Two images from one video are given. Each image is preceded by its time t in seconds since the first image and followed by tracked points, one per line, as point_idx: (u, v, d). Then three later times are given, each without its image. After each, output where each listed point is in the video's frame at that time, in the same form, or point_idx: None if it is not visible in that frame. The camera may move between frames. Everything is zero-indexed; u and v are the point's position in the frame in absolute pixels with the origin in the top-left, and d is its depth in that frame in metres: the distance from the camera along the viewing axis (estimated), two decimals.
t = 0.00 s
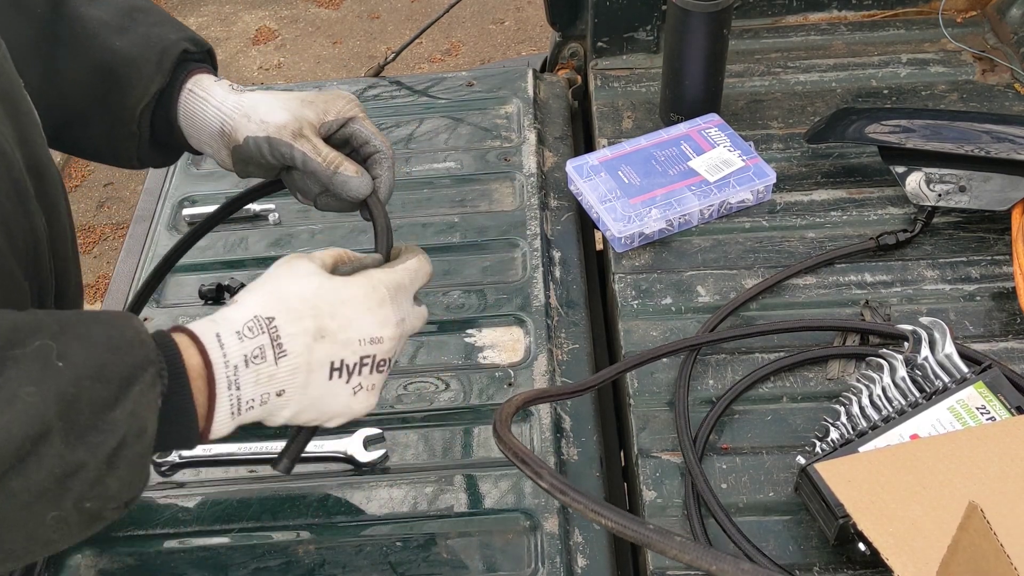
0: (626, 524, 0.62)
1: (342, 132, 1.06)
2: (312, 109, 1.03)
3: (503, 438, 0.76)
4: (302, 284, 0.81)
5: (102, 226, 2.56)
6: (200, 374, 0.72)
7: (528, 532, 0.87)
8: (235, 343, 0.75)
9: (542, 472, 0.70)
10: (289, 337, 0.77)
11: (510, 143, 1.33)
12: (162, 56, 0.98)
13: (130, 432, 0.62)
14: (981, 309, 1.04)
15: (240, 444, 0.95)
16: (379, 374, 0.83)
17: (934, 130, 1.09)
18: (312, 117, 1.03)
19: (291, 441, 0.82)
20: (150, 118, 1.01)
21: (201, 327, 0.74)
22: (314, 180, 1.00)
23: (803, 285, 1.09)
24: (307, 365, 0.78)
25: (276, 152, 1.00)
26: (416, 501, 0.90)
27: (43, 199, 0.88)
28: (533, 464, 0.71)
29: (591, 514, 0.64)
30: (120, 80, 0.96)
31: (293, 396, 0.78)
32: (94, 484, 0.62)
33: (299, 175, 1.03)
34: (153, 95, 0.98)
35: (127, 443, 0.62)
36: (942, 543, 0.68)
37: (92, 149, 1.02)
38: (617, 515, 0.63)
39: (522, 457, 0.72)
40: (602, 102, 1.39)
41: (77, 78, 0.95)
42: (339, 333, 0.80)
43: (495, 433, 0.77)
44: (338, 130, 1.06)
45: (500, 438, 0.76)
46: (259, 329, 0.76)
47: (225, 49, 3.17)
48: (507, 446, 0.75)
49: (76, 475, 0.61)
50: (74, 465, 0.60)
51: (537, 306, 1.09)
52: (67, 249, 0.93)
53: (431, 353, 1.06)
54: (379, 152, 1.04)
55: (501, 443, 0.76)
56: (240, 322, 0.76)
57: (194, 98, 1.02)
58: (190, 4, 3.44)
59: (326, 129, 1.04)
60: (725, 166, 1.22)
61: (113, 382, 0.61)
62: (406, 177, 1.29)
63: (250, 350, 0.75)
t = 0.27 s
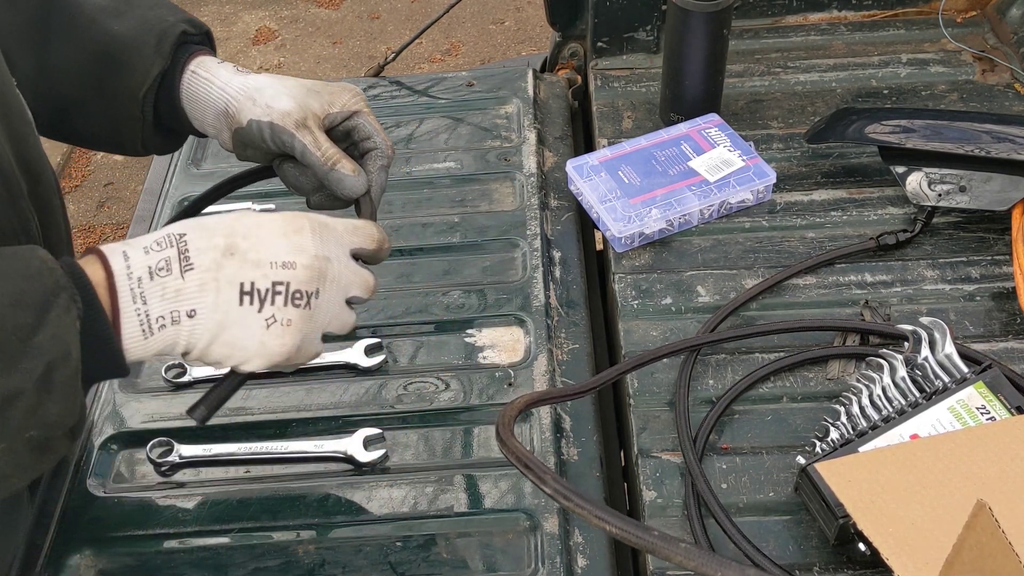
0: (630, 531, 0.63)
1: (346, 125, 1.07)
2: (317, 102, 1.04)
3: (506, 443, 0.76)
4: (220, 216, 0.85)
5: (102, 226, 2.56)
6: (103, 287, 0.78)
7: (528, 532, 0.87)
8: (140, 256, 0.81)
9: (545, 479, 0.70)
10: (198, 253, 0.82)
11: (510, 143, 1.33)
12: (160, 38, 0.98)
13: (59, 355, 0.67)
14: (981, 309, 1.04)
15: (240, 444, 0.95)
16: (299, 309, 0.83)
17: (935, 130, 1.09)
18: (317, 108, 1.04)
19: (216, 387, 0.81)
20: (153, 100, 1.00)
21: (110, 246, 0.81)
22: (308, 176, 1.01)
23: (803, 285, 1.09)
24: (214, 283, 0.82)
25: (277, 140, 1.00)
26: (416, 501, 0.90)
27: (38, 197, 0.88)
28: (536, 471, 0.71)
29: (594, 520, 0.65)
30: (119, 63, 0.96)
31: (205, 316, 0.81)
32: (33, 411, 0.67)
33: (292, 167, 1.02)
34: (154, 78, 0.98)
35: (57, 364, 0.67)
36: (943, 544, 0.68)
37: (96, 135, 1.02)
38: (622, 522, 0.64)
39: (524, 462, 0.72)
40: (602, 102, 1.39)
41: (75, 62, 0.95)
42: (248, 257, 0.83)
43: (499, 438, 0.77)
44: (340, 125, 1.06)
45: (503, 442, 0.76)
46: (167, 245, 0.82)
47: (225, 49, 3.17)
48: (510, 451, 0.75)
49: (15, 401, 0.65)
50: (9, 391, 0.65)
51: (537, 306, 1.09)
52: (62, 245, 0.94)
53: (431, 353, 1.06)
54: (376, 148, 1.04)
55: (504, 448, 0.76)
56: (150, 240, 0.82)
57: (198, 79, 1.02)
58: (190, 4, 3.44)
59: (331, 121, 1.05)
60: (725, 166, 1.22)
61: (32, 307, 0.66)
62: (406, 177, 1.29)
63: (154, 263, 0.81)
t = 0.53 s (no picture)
0: (629, 528, 0.62)
1: (321, 106, 1.04)
2: (285, 81, 1.00)
3: (505, 440, 0.76)
4: (274, 311, 0.79)
5: (102, 226, 2.56)
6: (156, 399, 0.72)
7: (528, 532, 0.87)
8: (195, 369, 0.74)
9: (545, 475, 0.69)
10: (253, 368, 0.76)
11: (510, 143, 1.33)
12: (122, 13, 0.98)
13: (87, 448, 0.63)
14: (981, 309, 1.04)
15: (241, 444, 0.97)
16: (346, 412, 0.81)
17: (934, 130, 1.09)
18: (285, 90, 1.00)
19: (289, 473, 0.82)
20: (121, 76, 1.00)
21: (161, 347, 0.74)
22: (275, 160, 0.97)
23: (803, 285, 1.09)
24: (268, 399, 0.77)
25: (243, 129, 0.97)
26: (416, 501, 0.90)
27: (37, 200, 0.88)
28: (536, 467, 0.71)
29: (594, 518, 0.64)
30: (87, 45, 0.96)
31: (253, 421, 0.78)
32: (47, 498, 0.62)
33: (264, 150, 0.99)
34: (119, 53, 0.98)
35: (82, 460, 0.63)
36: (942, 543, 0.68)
37: (79, 122, 1.03)
38: (620, 519, 0.63)
39: (525, 459, 0.72)
40: (602, 102, 1.39)
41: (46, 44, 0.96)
42: (304, 373, 0.78)
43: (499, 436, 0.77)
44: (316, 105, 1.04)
45: (503, 439, 0.76)
46: (222, 357, 0.75)
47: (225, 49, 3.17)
48: (510, 448, 0.75)
49: (30, 489, 0.60)
50: (26, 478, 0.60)
51: (537, 306, 1.09)
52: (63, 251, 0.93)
53: (431, 353, 1.06)
54: (358, 132, 1.02)
55: (503, 445, 0.76)
56: (203, 347, 0.75)
57: (163, 57, 1.01)
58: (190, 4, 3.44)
59: (302, 104, 1.02)
60: (725, 166, 1.22)
61: (72, 397, 0.62)
62: (406, 177, 1.29)
63: (209, 378, 0.74)
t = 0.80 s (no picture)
0: (628, 525, 0.62)
1: (317, 117, 1.06)
2: (288, 89, 1.03)
3: (504, 438, 0.76)
4: (253, 318, 0.79)
5: (102, 226, 2.56)
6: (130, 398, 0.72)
7: (528, 532, 0.87)
8: (174, 377, 0.74)
9: (545, 472, 0.69)
10: (235, 374, 0.76)
11: (510, 143, 1.33)
12: (139, 23, 0.98)
13: (65, 463, 0.63)
14: (981, 309, 1.04)
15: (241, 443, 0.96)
16: (332, 412, 0.81)
17: (935, 130, 1.09)
18: (288, 97, 1.03)
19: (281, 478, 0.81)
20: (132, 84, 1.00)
21: (140, 355, 0.74)
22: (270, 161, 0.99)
23: (803, 285, 1.09)
24: (251, 402, 0.77)
25: (241, 126, 0.99)
26: (416, 501, 0.90)
27: (33, 201, 0.88)
28: (535, 465, 0.70)
29: (594, 516, 0.64)
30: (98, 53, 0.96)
31: (236, 426, 0.78)
32: (26, 517, 0.62)
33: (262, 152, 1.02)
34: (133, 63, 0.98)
35: (60, 476, 0.63)
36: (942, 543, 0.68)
37: (83, 129, 1.02)
38: (618, 515, 0.63)
39: (525, 457, 0.72)
40: (602, 102, 1.39)
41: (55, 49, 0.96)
42: (286, 374, 0.78)
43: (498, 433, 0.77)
44: (313, 115, 1.05)
45: (503, 438, 0.76)
46: (203, 364, 0.75)
47: (224, 49, 3.17)
48: (509, 446, 0.74)
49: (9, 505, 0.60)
50: (4, 496, 0.60)
51: (537, 306, 1.09)
52: (60, 253, 0.93)
53: (431, 353, 1.06)
54: (347, 143, 1.02)
55: (502, 443, 0.76)
56: (183, 354, 0.75)
57: (174, 64, 1.02)
58: (191, 4, 3.44)
59: (300, 112, 1.04)
60: (725, 166, 1.22)
61: (53, 412, 0.62)
62: (406, 177, 1.29)
63: (188, 385, 0.74)
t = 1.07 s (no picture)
0: (629, 517, 0.62)
1: (317, 134, 1.04)
2: (288, 105, 1.02)
3: (504, 433, 0.76)
4: (262, 336, 0.77)
5: (102, 226, 2.56)
6: (151, 426, 0.71)
7: (527, 532, 0.87)
8: (188, 397, 0.73)
9: (546, 466, 0.69)
10: (246, 394, 0.75)
11: (510, 143, 1.33)
12: (132, 27, 0.97)
13: (84, 482, 0.62)
14: (981, 309, 1.04)
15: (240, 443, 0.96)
16: (340, 432, 0.79)
17: (935, 130, 1.09)
18: (287, 113, 1.01)
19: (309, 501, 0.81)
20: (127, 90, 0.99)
21: (155, 374, 0.73)
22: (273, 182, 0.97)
23: (803, 285, 1.09)
24: (261, 422, 0.75)
25: (243, 149, 0.97)
26: (416, 501, 0.90)
27: (32, 202, 0.88)
28: (536, 459, 0.71)
29: (594, 508, 0.64)
30: (95, 59, 0.95)
31: (247, 449, 0.75)
32: (45, 533, 0.62)
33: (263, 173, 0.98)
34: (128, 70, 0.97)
35: (79, 494, 0.62)
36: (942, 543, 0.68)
37: (78, 134, 1.02)
38: (620, 508, 0.63)
39: (525, 451, 0.72)
40: (602, 102, 1.39)
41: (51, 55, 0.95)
42: (295, 393, 0.77)
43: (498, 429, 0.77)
44: (313, 132, 1.04)
45: (503, 433, 0.76)
46: (216, 383, 0.74)
47: (224, 49, 3.16)
48: (509, 440, 0.75)
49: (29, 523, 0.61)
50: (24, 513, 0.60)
51: (537, 306, 1.09)
52: (59, 253, 0.93)
53: (431, 353, 1.06)
54: (347, 163, 1.02)
55: (503, 438, 0.76)
56: (196, 372, 0.74)
57: (168, 73, 1.01)
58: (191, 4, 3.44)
59: (300, 129, 1.02)
60: (725, 166, 1.22)
61: (68, 431, 0.61)
62: (406, 177, 1.29)
63: (200, 405, 0.73)
